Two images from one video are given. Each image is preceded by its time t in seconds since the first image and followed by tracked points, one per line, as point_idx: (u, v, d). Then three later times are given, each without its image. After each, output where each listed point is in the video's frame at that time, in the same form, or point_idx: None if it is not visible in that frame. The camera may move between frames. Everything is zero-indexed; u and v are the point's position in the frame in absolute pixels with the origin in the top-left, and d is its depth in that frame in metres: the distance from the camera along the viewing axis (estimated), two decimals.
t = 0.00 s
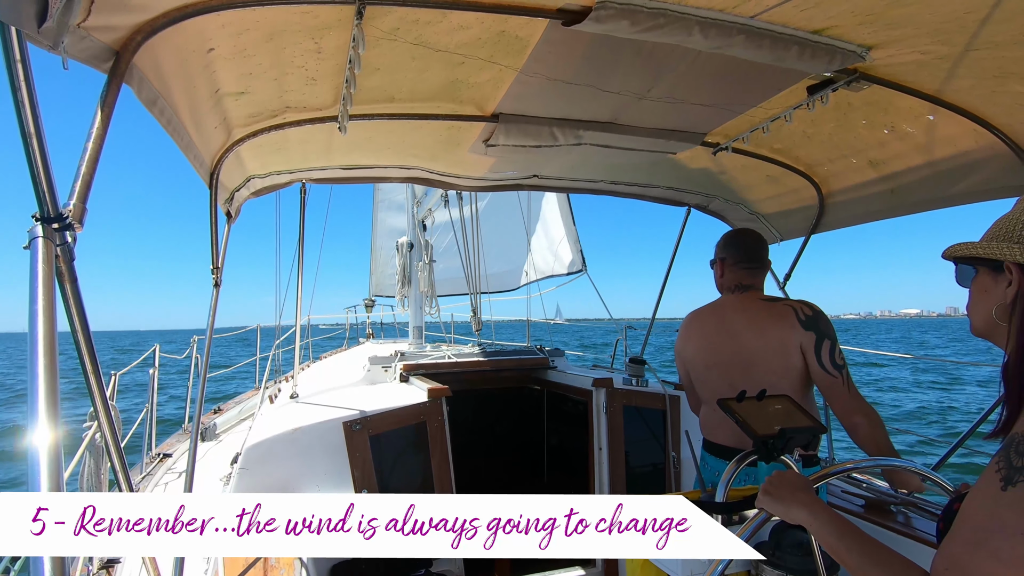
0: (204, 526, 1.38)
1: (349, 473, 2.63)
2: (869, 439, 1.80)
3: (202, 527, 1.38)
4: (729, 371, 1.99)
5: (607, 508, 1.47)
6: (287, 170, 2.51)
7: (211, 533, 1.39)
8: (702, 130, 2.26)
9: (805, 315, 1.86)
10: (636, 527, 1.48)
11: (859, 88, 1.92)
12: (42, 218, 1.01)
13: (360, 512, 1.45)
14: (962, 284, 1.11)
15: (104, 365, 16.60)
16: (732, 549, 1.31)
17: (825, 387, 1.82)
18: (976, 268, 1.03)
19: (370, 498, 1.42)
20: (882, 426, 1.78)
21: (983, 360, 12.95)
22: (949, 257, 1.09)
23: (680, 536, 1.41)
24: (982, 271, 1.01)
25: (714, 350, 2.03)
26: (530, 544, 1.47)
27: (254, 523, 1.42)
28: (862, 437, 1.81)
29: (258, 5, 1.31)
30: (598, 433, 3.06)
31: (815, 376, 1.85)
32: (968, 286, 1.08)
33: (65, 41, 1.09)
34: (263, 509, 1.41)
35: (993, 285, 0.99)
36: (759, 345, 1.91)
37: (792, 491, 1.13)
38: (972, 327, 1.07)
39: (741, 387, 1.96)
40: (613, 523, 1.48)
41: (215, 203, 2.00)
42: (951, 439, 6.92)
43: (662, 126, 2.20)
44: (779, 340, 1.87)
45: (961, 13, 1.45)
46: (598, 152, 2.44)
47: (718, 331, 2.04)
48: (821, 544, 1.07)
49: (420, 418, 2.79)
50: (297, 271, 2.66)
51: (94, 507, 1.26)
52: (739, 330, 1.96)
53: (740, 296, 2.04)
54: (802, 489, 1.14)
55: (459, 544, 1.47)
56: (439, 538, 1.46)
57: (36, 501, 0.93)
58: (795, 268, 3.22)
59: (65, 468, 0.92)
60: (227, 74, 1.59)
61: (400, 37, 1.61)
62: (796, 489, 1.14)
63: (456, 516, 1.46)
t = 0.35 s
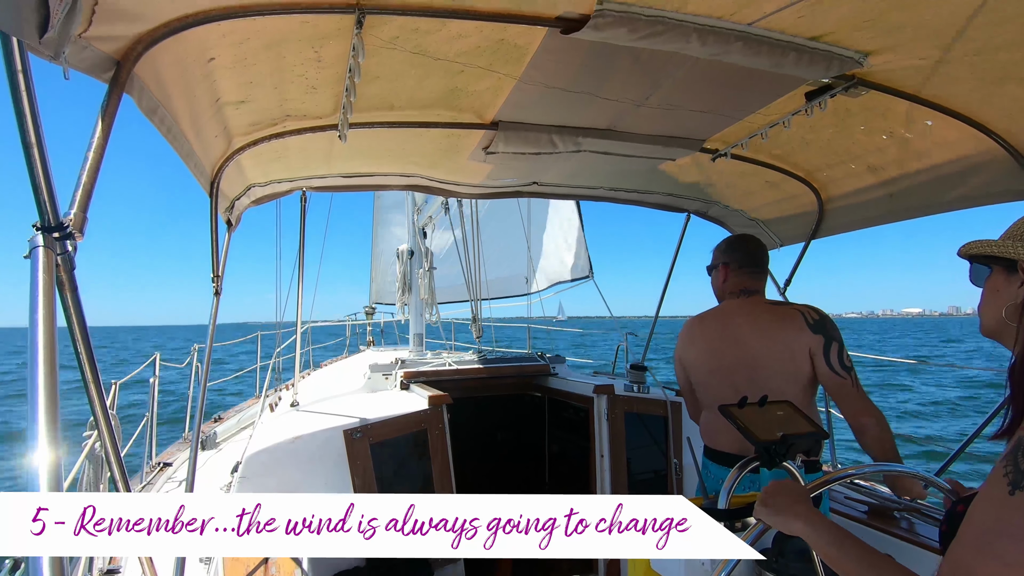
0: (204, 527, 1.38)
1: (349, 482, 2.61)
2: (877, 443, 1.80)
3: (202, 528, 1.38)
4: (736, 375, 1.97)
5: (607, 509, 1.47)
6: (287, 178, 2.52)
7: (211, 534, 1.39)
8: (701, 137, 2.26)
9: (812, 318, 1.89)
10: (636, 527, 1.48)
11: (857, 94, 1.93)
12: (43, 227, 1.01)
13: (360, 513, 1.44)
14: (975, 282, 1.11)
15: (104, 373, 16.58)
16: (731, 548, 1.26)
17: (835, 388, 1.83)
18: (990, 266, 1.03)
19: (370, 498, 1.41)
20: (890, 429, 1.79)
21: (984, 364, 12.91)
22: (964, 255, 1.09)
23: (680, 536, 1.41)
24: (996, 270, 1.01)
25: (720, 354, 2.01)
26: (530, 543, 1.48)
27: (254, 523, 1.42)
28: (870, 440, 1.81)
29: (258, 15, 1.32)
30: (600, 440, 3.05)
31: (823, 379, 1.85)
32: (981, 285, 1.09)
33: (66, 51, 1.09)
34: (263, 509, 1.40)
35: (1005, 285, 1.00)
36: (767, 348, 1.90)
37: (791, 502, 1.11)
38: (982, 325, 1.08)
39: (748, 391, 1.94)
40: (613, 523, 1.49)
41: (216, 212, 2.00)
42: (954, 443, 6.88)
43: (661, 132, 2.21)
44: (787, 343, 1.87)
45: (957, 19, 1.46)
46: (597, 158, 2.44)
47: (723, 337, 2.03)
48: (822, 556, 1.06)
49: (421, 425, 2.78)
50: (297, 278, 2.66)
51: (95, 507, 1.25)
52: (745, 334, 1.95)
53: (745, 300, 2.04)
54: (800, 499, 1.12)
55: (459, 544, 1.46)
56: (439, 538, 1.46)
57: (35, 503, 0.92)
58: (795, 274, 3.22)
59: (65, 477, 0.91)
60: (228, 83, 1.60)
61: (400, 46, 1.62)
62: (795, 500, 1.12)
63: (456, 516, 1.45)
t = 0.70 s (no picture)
0: (204, 527, 1.38)
1: (348, 482, 2.61)
2: (877, 444, 1.83)
3: (202, 528, 1.38)
4: (737, 376, 1.95)
5: (607, 509, 1.47)
6: (287, 178, 2.52)
7: (211, 534, 1.39)
8: (701, 139, 2.26)
9: (812, 319, 1.90)
10: (636, 527, 1.48)
11: (857, 97, 1.93)
12: (44, 226, 1.01)
13: (360, 513, 1.44)
14: (974, 281, 1.11)
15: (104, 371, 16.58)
16: (730, 548, 1.25)
17: (836, 389, 1.84)
18: (989, 267, 1.03)
19: (370, 498, 1.41)
20: (889, 429, 1.82)
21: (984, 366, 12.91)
22: (964, 253, 1.09)
23: (680, 535, 1.41)
24: (995, 271, 1.01)
25: (721, 355, 1.99)
26: (531, 543, 1.48)
27: (253, 523, 1.41)
28: (870, 442, 1.83)
29: (260, 15, 1.32)
30: (599, 441, 3.04)
31: (824, 380, 1.86)
32: (981, 284, 1.09)
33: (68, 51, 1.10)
34: (263, 509, 1.40)
35: (1003, 286, 1.00)
36: (769, 349, 1.90)
37: (777, 511, 1.11)
38: (980, 324, 1.08)
39: (750, 393, 1.92)
40: (613, 523, 1.49)
41: (217, 212, 2.00)
42: (955, 446, 6.88)
43: (661, 134, 2.21)
44: (789, 344, 1.87)
45: (958, 22, 1.46)
46: (598, 160, 2.44)
47: (724, 339, 2.01)
48: (812, 564, 1.07)
49: (421, 426, 2.78)
50: (297, 277, 2.66)
51: (95, 507, 1.25)
52: (747, 336, 1.94)
53: (744, 301, 2.03)
54: (787, 508, 1.12)
55: (459, 544, 1.46)
56: (439, 538, 1.46)
57: (35, 504, 0.92)
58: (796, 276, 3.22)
59: (64, 475, 0.91)
60: (229, 83, 1.60)
61: (401, 47, 1.62)
62: (782, 508, 1.12)
63: (456, 516, 1.45)
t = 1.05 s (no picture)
0: (204, 527, 1.38)
1: (347, 479, 2.62)
2: (874, 445, 1.84)
3: (202, 528, 1.38)
4: (738, 377, 1.94)
5: (607, 509, 1.47)
6: (288, 173, 2.51)
7: (211, 534, 1.39)
8: (702, 137, 2.26)
9: (812, 319, 1.92)
10: (635, 527, 1.49)
11: (859, 96, 1.93)
12: (42, 220, 1.01)
13: (360, 513, 1.44)
14: (972, 281, 1.11)
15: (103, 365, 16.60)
16: (729, 547, 1.28)
17: (835, 390, 1.85)
18: (987, 267, 1.03)
19: (370, 498, 1.41)
20: (885, 432, 1.84)
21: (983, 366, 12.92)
22: (963, 252, 1.08)
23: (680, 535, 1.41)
24: (991, 272, 1.01)
25: (720, 356, 1.98)
26: (531, 544, 1.48)
27: (253, 523, 1.42)
28: (867, 443, 1.85)
29: (260, 9, 1.31)
30: (598, 439, 3.05)
31: (823, 380, 1.87)
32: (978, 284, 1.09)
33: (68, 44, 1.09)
34: (263, 509, 1.40)
35: (997, 288, 1.00)
36: (770, 349, 1.90)
37: (774, 514, 1.12)
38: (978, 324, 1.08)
39: (751, 394, 1.91)
40: (613, 523, 1.49)
41: (217, 206, 2.00)
42: (952, 445, 6.90)
43: (662, 132, 2.21)
44: (790, 344, 1.88)
45: (961, 22, 1.46)
46: (599, 158, 2.44)
47: (724, 340, 1.99)
48: (807, 564, 1.08)
49: (420, 422, 2.79)
50: (297, 273, 2.66)
51: (95, 507, 1.25)
52: (748, 337, 1.94)
53: (744, 301, 2.03)
54: (784, 509, 1.13)
55: (459, 544, 1.47)
56: (439, 538, 1.46)
57: (35, 501, 0.92)
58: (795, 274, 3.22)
59: (63, 470, 0.92)
60: (229, 78, 1.60)
61: (402, 42, 1.61)
62: (779, 510, 1.13)
63: (456, 516, 1.45)
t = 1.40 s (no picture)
0: (204, 527, 1.39)
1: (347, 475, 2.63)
2: (873, 445, 1.85)
3: (202, 528, 1.39)
4: (739, 375, 1.95)
5: (607, 508, 1.48)
6: (288, 170, 2.51)
7: (211, 534, 1.39)
8: (703, 134, 2.26)
9: (814, 318, 1.91)
10: (635, 527, 1.49)
11: (859, 93, 1.93)
12: (42, 215, 1.01)
13: (360, 513, 1.45)
14: (970, 280, 1.11)
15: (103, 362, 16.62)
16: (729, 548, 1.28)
17: (836, 390, 1.85)
18: (986, 267, 1.03)
19: (370, 498, 1.42)
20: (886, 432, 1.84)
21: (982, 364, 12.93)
22: (961, 252, 1.08)
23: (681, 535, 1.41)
24: (991, 271, 1.01)
25: (722, 354, 1.99)
26: (530, 544, 1.48)
27: (254, 523, 1.42)
28: (866, 443, 1.85)
29: (260, 4, 1.31)
30: (597, 436, 3.05)
31: (825, 380, 1.87)
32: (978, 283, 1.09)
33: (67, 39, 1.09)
34: (263, 510, 1.41)
35: (998, 287, 1.00)
36: (772, 348, 1.90)
37: (774, 510, 1.13)
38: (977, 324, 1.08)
39: (751, 392, 1.92)
40: (613, 523, 1.50)
41: (217, 202, 2.00)
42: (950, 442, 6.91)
43: (662, 129, 2.21)
44: (792, 343, 1.88)
45: (962, 19, 1.46)
46: (599, 155, 2.44)
47: (726, 338, 2.00)
48: (808, 560, 1.08)
49: (420, 419, 2.79)
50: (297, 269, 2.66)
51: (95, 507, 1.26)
52: (750, 335, 1.94)
53: (747, 299, 2.03)
54: (784, 506, 1.14)
55: (460, 544, 1.47)
56: (439, 538, 1.46)
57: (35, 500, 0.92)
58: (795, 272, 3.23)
59: (63, 466, 0.92)
60: (228, 74, 1.59)
61: (402, 38, 1.61)
62: (779, 507, 1.13)
63: (456, 516, 1.46)
